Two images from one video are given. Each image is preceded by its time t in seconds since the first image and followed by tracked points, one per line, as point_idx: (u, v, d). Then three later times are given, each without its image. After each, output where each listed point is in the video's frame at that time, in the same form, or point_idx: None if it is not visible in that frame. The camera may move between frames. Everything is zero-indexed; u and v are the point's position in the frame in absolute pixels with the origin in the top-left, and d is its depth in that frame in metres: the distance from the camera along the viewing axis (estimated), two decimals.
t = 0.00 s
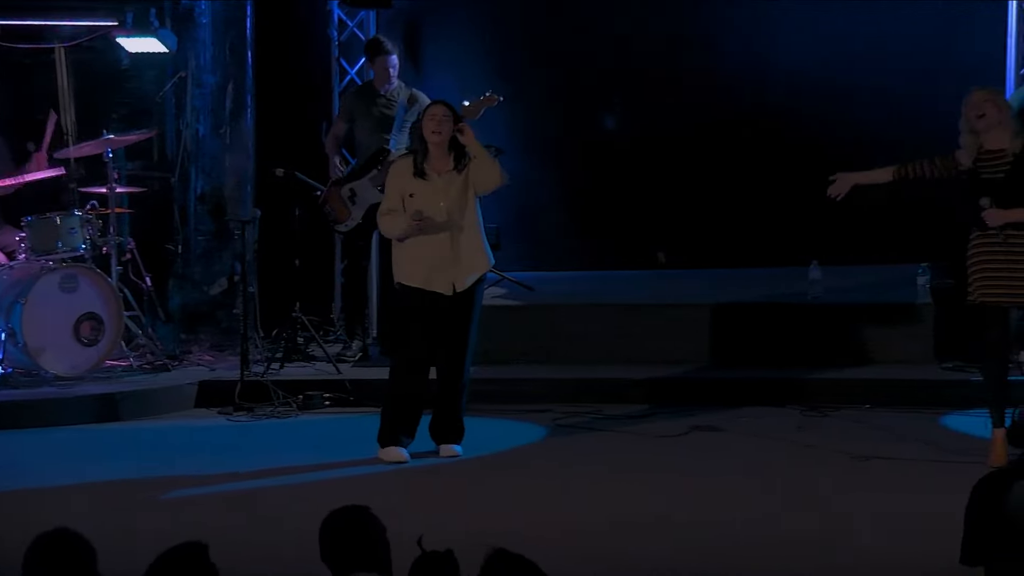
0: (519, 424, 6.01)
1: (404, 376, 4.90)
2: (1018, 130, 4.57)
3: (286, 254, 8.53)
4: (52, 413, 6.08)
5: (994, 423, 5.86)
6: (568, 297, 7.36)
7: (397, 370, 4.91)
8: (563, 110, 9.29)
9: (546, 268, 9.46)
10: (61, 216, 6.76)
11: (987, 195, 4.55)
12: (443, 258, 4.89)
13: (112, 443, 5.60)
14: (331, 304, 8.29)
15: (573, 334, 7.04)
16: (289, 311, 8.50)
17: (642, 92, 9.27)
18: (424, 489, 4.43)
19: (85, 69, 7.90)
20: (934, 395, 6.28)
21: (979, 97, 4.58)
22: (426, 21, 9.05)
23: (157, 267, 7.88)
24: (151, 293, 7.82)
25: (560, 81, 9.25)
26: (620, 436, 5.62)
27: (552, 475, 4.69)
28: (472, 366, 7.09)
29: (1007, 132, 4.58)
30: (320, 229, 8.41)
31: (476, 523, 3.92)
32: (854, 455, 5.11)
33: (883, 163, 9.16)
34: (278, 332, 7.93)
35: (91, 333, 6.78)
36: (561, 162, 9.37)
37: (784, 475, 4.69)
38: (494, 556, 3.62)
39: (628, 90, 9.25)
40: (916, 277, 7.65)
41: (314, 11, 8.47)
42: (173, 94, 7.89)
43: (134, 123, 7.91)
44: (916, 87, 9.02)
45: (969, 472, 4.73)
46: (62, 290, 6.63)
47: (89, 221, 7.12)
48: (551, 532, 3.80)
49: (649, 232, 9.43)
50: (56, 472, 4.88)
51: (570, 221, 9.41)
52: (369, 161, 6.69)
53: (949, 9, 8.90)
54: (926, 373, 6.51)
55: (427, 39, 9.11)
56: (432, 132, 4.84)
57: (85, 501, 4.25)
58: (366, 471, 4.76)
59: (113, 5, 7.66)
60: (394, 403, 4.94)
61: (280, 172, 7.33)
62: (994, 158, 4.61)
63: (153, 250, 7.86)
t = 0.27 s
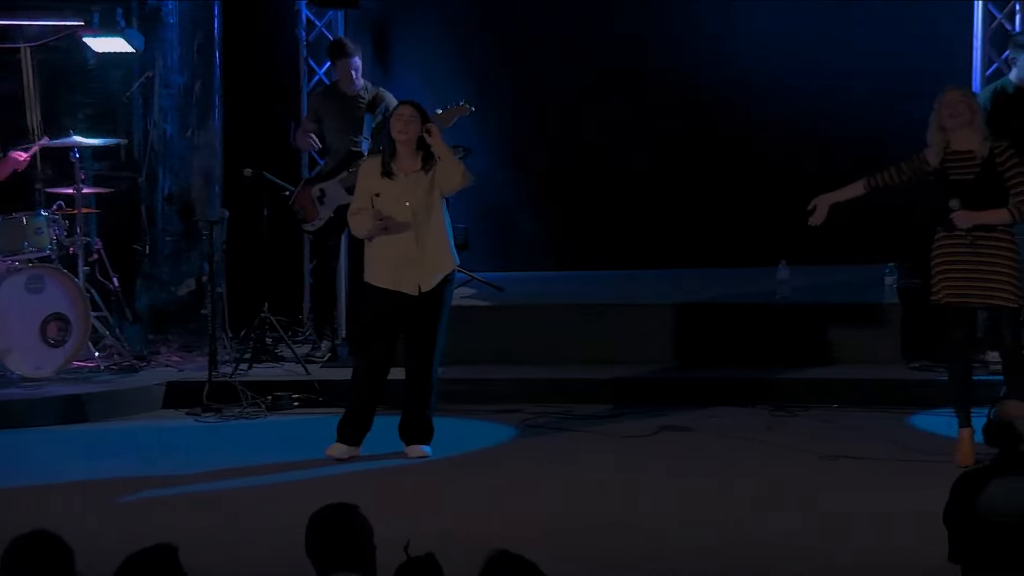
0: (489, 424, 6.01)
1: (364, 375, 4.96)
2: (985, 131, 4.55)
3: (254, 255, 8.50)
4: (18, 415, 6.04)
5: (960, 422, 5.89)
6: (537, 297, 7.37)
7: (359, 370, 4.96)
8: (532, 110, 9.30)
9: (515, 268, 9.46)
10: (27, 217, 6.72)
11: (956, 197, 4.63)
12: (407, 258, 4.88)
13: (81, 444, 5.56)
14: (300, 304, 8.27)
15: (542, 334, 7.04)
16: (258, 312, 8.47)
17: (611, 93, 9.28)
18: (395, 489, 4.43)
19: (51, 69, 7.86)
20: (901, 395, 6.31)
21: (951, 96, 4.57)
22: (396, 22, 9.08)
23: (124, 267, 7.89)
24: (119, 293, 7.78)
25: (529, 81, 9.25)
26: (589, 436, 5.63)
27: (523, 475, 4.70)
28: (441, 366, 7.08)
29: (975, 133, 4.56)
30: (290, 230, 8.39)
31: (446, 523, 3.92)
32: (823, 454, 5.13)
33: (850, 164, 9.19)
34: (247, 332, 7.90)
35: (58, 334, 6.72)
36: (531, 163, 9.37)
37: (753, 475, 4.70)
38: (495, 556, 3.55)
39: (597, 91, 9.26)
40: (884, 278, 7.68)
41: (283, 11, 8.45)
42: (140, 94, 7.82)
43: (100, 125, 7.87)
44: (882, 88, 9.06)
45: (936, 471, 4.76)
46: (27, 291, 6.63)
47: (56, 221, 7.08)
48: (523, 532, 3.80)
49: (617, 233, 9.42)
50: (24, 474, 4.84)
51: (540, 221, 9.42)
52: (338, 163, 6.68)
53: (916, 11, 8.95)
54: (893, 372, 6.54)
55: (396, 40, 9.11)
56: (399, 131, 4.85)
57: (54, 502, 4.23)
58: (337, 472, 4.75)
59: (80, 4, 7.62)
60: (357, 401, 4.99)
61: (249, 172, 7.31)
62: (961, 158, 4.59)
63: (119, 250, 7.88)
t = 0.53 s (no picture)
0: (458, 425, 6.00)
1: (330, 376, 4.96)
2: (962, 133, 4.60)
3: (223, 255, 8.47)
4: None
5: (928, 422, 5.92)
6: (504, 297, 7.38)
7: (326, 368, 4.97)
8: (501, 111, 9.29)
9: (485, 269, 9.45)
10: None
11: (932, 200, 4.60)
12: (363, 258, 4.88)
13: (47, 446, 5.53)
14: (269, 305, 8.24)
15: (511, 334, 7.04)
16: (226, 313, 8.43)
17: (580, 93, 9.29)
18: (365, 490, 4.42)
19: (16, 69, 7.71)
20: (869, 394, 6.35)
21: (928, 95, 4.60)
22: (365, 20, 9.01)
23: (91, 269, 7.78)
24: (86, 294, 7.73)
25: (498, 81, 9.25)
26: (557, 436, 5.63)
27: (492, 475, 4.70)
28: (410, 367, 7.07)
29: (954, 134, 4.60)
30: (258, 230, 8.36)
31: (415, 523, 3.91)
32: (791, 454, 5.14)
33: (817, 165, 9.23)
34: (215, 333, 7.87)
35: (24, 335, 6.71)
36: (500, 163, 9.37)
37: (722, 474, 4.71)
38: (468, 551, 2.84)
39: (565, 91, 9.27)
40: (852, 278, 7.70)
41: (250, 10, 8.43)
42: (107, 95, 7.77)
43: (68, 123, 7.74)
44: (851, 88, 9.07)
45: (903, 470, 4.78)
46: None
47: (22, 221, 7.03)
48: (494, 533, 3.80)
49: (587, 233, 9.43)
50: None
51: (509, 221, 9.42)
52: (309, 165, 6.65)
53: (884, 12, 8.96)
54: (861, 372, 6.57)
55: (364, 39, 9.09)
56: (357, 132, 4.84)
57: (21, 504, 4.20)
58: (306, 472, 4.74)
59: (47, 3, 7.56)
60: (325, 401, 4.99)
61: (217, 172, 7.28)
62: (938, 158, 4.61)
63: (87, 251, 7.77)
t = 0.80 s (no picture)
0: (427, 425, 6.01)
1: (290, 377, 4.94)
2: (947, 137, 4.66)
3: (191, 255, 8.43)
4: None
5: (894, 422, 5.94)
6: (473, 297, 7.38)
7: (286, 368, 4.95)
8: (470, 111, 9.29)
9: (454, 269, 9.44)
10: None
11: (916, 200, 4.59)
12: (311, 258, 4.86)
13: (14, 447, 5.50)
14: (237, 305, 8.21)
15: (480, 335, 7.03)
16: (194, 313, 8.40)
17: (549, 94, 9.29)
18: (333, 490, 4.41)
19: None
20: (837, 394, 6.37)
21: (921, 95, 4.60)
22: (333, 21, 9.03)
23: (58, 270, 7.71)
24: (53, 295, 7.68)
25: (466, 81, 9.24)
26: (526, 437, 5.63)
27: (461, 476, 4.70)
28: (379, 367, 7.05)
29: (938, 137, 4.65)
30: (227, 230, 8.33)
31: (384, 524, 3.91)
32: (759, 454, 5.15)
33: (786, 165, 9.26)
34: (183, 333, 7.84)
35: None
36: (469, 163, 9.37)
37: (690, 474, 4.72)
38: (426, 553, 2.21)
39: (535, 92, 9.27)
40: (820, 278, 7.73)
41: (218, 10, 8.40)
42: (74, 95, 7.71)
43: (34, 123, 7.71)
44: (821, 88, 9.07)
45: (870, 470, 4.80)
46: None
47: None
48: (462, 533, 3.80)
49: (556, 233, 9.44)
50: None
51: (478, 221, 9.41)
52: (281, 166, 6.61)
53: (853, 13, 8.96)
54: (828, 372, 6.59)
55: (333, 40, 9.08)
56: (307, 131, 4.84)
57: None
58: (274, 473, 4.73)
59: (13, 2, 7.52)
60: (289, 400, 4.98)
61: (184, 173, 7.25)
62: (923, 160, 4.64)
63: (54, 252, 7.73)
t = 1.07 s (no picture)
0: (393, 425, 6.01)
1: (251, 380, 4.89)
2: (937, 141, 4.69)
3: (157, 256, 8.38)
4: None
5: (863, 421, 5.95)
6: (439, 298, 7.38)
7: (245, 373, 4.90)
8: (437, 111, 9.28)
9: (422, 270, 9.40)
10: None
11: (906, 199, 4.58)
12: (257, 257, 4.85)
13: None
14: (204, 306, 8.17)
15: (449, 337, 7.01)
16: (161, 314, 8.36)
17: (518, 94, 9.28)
18: (301, 491, 4.40)
19: None
20: (805, 394, 6.39)
21: (920, 94, 4.62)
22: (303, 24, 9.06)
23: (23, 271, 7.66)
24: (18, 295, 7.63)
25: (433, 81, 9.24)
26: (495, 438, 5.61)
27: (430, 476, 4.69)
28: (348, 368, 7.03)
29: (928, 140, 4.68)
30: (193, 230, 8.28)
31: (353, 524, 3.90)
32: (727, 454, 5.16)
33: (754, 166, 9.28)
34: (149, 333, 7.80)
35: None
36: (437, 164, 9.35)
37: (660, 474, 4.72)
38: (369, 553, 2.53)
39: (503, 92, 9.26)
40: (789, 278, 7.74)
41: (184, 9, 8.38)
42: (39, 95, 7.66)
43: None
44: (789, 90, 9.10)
45: (838, 470, 4.81)
46: None
47: None
48: (431, 533, 3.80)
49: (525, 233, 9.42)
50: None
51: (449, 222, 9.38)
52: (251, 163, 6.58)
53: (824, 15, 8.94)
54: (797, 372, 6.60)
55: (301, 41, 9.09)
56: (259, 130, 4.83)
57: None
58: (241, 475, 4.71)
59: None
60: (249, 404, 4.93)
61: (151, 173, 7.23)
62: (913, 159, 4.66)
63: (19, 252, 7.67)
